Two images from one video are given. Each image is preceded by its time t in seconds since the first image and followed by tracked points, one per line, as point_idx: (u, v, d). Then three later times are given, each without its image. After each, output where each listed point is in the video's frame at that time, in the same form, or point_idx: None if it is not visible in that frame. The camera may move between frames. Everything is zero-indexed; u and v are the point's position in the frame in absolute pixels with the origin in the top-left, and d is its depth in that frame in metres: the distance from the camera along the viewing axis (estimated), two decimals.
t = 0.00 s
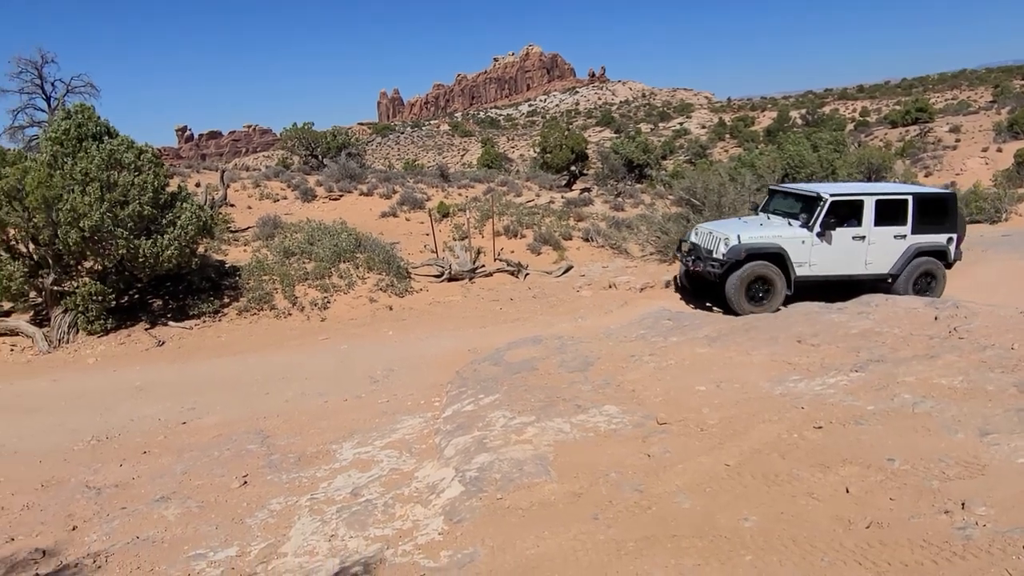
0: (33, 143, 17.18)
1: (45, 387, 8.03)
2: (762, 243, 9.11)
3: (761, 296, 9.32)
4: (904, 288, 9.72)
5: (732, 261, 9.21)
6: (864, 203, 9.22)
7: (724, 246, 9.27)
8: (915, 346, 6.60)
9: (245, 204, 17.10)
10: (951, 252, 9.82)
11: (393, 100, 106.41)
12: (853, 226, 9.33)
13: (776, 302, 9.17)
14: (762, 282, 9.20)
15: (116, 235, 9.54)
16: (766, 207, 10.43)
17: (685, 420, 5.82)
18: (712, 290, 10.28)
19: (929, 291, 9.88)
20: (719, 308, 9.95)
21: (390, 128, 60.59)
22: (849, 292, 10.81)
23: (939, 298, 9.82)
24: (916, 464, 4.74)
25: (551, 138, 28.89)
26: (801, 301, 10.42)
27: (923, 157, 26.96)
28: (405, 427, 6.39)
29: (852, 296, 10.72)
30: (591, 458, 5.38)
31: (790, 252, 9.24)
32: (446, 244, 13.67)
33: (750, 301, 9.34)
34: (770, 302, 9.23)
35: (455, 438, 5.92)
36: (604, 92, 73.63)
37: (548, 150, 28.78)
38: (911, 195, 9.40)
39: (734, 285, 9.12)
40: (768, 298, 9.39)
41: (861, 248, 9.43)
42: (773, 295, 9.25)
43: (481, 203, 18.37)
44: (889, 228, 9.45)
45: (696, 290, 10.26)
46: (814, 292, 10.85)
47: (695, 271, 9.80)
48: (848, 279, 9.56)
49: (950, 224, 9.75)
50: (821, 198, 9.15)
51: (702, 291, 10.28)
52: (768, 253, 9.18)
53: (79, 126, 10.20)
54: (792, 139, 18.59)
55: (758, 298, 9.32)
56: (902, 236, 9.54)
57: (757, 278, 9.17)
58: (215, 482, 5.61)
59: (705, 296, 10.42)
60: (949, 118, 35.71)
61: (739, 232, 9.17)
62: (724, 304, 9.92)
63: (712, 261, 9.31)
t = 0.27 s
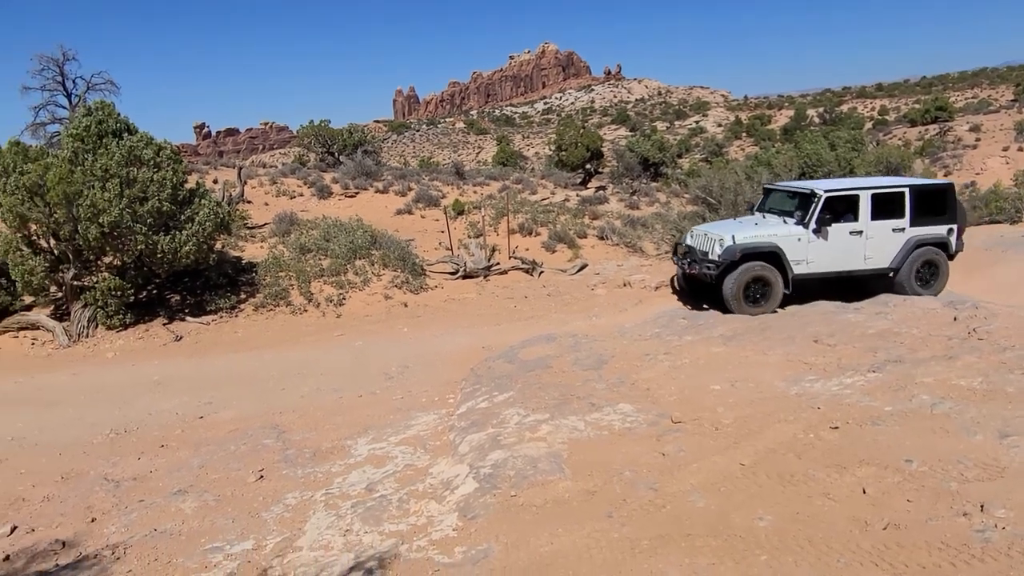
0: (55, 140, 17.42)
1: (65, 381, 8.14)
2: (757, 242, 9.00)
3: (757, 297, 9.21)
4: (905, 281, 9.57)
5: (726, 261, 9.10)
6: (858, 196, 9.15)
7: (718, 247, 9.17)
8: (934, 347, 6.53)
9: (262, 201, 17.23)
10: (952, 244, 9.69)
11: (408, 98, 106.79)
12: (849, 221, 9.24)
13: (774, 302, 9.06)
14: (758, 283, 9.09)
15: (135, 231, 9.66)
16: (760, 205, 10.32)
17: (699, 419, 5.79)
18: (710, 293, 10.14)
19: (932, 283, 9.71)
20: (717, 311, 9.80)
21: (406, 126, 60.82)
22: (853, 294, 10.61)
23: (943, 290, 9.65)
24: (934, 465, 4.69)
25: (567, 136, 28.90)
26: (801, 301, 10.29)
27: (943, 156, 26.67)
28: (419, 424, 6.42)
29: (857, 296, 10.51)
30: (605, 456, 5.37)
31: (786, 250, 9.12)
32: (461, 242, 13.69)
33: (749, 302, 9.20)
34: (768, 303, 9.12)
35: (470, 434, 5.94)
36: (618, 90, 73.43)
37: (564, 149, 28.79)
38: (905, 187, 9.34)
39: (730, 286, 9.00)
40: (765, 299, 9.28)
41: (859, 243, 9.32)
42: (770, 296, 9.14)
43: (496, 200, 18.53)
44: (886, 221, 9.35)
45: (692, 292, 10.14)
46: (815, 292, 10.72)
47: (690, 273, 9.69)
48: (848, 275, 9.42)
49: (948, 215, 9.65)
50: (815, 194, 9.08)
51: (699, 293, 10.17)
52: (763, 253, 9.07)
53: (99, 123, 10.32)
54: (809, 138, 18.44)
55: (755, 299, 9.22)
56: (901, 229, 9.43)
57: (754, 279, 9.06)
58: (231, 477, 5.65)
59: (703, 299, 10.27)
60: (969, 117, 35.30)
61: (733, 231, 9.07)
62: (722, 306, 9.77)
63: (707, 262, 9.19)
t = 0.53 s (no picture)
0: (72, 135, 17.58)
1: (80, 373, 8.22)
2: (745, 235, 8.97)
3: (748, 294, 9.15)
4: (899, 272, 9.43)
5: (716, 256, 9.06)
6: (846, 186, 9.12)
7: (708, 242, 9.14)
8: (949, 347, 6.46)
9: (275, 196, 17.32)
10: (946, 236, 9.57)
11: (421, 95, 107.03)
12: (838, 212, 9.19)
13: (765, 299, 8.99)
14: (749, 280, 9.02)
15: (150, 226, 9.73)
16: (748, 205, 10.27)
17: (711, 417, 5.76)
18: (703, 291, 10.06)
19: (927, 275, 9.55)
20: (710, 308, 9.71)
21: (418, 122, 60.94)
22: (852, 293, 10.43)
23: (939, 282, 9.49)
24: (949, 466, 4.63)
25: (579, 133, 28.87)
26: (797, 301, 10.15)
27: (960, 155, 26.40)
28: (431, 420, 6.43)
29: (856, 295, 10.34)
30: (616, 453, 5.36)
31: (776, 243, 9.07)
32: (473, 238, 13.70)
33: (740, 297, 9.12)
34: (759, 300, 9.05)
35: (480, 430, 5.94)
36: (631, 87, 73.19)
37: (577, 145, 28.78)
38: (894, 177, 9.29)
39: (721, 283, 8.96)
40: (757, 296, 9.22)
41: (850, 234, 9.24)
42: (761, 294, 9.08)
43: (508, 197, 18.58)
44: (876, 212, 9.28)
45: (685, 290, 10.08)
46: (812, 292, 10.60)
47: (682, 270, 9.65)
48: (840, 267, 9.31)
49: (941, 206, 9.56)
50: (802, 185, 9.09)
51: (690, 290, 10.11)
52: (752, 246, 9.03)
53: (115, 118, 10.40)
54: (823, 135, 18.29)
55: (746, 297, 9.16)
56: (891, 219, 9.35)
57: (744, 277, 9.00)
58: (243, 470, 5.69)
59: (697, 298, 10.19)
60: (987, 115, 34.89)
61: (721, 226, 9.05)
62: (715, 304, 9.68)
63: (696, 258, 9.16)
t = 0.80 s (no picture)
0: (87, 131, 17.72)
1: (94, 368, 8.29)
2: (735, 233, 8.95)
3: (737, 292, 9.14)
4: (894, 275, 9.33)
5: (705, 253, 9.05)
6: (839, 187, 9.07)
7: (697, 239, 9.11)
8: (963, 347, 6.40)
9: (286, 193, 17.39)
10: (941, 238, 9.47)
11: (432, 92, 107.09)
12: (831, 213, 9.14)
13: (755, 297, 8.97)
14: (738, 278, 9.00)
15: (162, 222, 9.79)
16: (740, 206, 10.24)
17: (721, 416, 5.74)
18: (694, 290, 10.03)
19: (923, 278, 9.43)
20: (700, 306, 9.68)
21: (429, 119, 61.00)
22: (847, 293, 10.37)
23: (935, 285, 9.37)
24: (963, 467, 4.59)
25: (590, 130, 28.82)
26: (791, 302, 10.09)
27: (975, 152, 26.15)
28: (441, 416, 6.44)
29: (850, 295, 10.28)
30: (626, 451, 5.35)
31: (766, 242, 9.03)
32: (484, 235, 13.71)
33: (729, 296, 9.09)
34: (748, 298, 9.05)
35: (490, 428, 5.95)
36: (642, 84, 72.92)
37: (588, 142, 28.73)
38: (889, 179, 9.22)
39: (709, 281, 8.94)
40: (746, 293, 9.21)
41: (842, 235, 9.18)
42: (750, 291, 9.06)
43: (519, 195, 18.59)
44: (870, 213, 9.22)
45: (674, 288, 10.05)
46: (808, 293, 10.53)
47: (671, 268, 9.63)
48: (833, 268, 9.26)
49: (937, 208, 9.46)
50: (794, 185, 9.06)
51: (681, 288, 10.08)
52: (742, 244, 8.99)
53: (129, 115, 10.45)
54: (837, 133, 18.16)
55: (735, 294, 9.15)
56: (885, 221, 9.27)
57: (733, 274, 8.98)
58: (255, 466, 5.72)
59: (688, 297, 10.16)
60: (1003, 112, 34.52)
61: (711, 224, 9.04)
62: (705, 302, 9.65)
63: (685, 256, 9.12)
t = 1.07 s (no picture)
0: (101, 128, 17.85)
1: (107, 363, 8.37)
2: (723, 229, 8.98)
3: (719, 287, 9.27)
4: (883, 279, 9.30)
5: (691, 248, 9.09)
6: (835, 188, 9.00)
7: (684, 234, 9.17)
8: (977, 346, 6.34)
9: (298, 190, 17.46)
10: (938, 245, 9.34)
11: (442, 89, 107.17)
12: (824, 214, 9.10)
13: (736, 294, 9.09)
14: (721, 273, 9.11)
15: (175, 219, 9.86)
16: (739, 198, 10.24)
17: (732, 414, 5.73)
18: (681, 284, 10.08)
19: (914, 284, 9.36)
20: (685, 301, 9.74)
21: (440, 115, 61.03)
22: (840, 293, 10.36)
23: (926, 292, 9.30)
24: (976, 466, 4.55)
25: (601, 126, 28.76)
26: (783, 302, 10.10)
27: (990, 150, 25.87)
28: (451, 413, 6.46)
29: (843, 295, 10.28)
30: (636, 449, 5.34)
31: (754, 239, 9.06)
32: (494, 232, 13.72)
33: (711, 291, 9.16)
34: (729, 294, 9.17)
35: (500, 425, 5.96)
36: (653, 81, 72.66)
37: (598, 140, 28.67)
38: (888, 182, 9.09)
39: (693, 275, 9.00)
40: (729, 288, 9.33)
41: (834, 236, 9.15)
42: (732, 288, 9.18)
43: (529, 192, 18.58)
44: (864, 216, 9.14)
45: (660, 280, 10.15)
46: (802, 293, 10.52)
47: (658, 261, 9.70)
48: (823, 270, 9.26)
49: (936, 214, 9.31)
50: (789, 184, 9.04)
51: (669, 283, 10.14)
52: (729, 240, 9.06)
53: (142, 112, 10.52)
54: (850, 130, 18.02)
55: (717, 289, 9.28)
56: (880, 225, 9.19)
57: (716, 270, 9.10)
58: (266, 461, 5.76)
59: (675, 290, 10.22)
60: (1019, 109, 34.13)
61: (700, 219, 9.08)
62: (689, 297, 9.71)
63: (671, 249, 9.20)
